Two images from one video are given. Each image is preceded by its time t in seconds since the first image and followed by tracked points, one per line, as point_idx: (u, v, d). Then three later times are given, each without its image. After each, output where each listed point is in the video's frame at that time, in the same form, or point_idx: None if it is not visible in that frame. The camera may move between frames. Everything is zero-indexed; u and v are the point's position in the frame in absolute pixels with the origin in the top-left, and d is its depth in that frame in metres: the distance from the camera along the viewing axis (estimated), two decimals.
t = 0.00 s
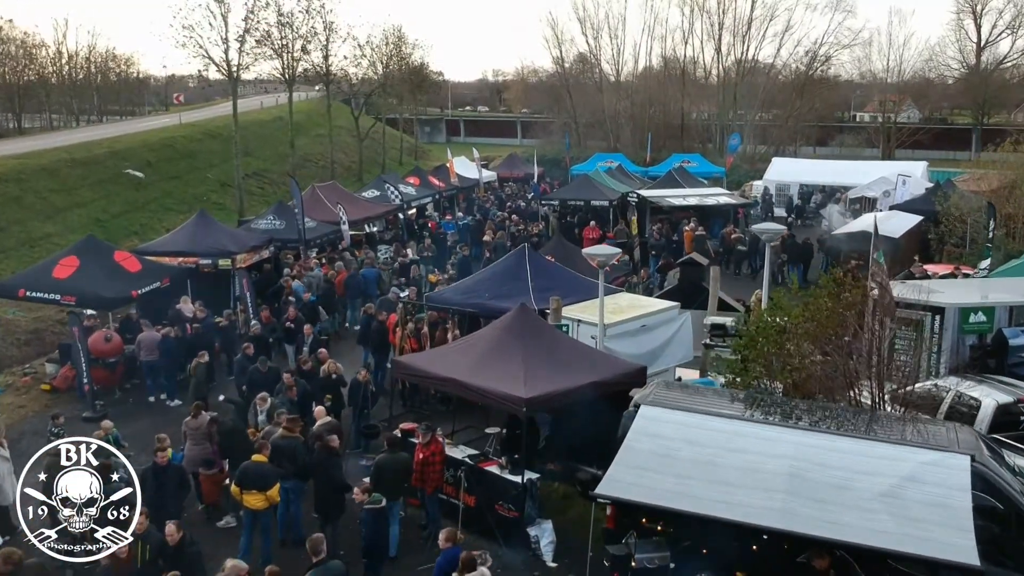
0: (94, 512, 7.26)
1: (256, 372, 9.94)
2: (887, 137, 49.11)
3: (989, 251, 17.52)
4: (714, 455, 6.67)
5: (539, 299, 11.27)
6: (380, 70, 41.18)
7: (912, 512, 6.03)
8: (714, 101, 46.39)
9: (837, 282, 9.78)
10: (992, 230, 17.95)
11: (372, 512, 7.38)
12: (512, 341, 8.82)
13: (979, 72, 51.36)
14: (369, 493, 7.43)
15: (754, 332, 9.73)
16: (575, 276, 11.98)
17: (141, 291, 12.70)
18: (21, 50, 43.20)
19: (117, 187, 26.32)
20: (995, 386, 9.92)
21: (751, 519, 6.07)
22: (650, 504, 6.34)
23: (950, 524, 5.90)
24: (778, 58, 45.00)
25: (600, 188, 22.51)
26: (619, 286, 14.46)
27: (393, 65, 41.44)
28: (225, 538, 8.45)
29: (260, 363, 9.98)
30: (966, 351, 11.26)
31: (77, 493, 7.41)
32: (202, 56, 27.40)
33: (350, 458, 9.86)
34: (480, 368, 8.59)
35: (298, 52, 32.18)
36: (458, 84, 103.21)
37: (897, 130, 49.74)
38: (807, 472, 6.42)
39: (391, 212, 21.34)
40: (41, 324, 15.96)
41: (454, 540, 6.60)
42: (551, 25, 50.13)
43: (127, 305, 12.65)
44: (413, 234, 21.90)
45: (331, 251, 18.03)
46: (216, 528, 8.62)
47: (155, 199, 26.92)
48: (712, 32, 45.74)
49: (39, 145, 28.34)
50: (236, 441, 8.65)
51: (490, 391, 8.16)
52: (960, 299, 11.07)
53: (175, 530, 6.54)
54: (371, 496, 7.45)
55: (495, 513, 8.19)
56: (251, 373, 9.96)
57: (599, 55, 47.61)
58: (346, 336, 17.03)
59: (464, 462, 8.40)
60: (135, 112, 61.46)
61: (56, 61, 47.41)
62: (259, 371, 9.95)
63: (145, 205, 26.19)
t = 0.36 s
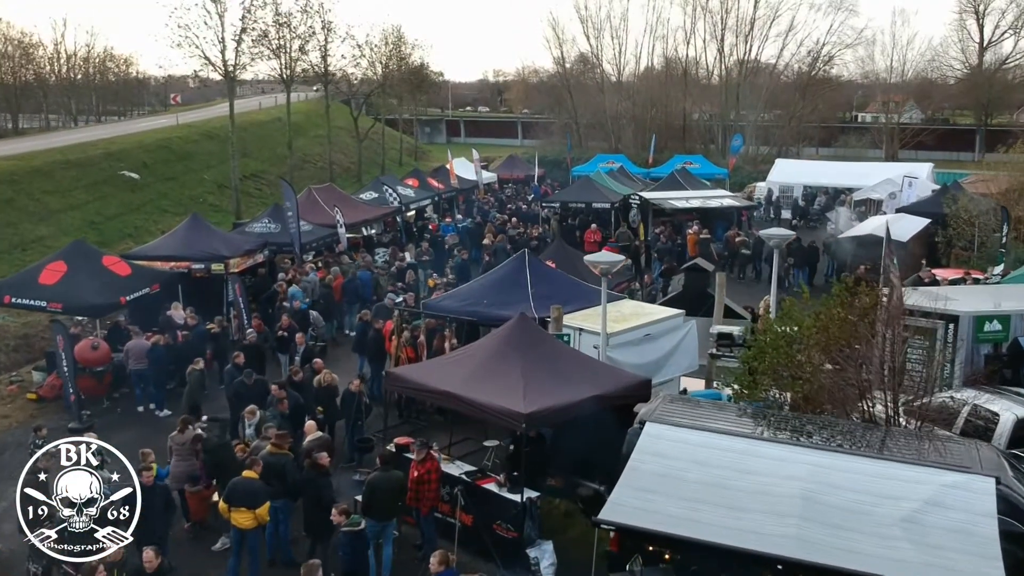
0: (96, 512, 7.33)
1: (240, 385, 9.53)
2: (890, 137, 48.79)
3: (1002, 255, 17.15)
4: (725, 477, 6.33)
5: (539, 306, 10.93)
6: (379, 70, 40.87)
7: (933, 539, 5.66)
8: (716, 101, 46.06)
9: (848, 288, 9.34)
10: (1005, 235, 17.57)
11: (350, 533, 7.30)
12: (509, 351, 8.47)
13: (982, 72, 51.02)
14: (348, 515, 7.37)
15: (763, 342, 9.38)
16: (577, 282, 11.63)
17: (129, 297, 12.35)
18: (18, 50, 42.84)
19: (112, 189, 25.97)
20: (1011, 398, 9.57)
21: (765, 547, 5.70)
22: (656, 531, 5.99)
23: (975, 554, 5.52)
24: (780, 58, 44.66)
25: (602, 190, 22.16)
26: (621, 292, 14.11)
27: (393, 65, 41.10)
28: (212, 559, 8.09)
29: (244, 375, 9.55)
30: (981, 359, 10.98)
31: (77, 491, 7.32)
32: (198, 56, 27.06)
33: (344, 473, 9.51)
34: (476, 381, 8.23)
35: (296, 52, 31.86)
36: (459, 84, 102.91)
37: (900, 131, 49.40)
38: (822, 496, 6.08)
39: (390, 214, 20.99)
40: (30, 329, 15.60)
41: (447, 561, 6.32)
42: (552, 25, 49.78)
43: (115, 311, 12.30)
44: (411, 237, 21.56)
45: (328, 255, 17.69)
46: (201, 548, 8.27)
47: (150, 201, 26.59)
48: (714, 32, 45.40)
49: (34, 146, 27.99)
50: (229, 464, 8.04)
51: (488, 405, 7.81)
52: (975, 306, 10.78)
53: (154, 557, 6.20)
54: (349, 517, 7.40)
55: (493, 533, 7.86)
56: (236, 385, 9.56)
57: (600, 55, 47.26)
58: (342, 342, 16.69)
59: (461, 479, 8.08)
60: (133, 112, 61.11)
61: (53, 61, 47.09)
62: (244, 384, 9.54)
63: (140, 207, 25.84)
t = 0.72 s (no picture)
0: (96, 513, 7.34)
1: (225, 400, 9.28)
2: (893, 139, 48.42)
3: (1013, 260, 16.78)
4: (736, 502, 5.99)
5: (540, 314, 10.57)
6: (378, 71, 40.58)
7: (957, 570, 5.28)
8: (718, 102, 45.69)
9: (861, 297, 8.95)
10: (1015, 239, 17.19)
11: (326, 557, 6.79)
12: (506, 363, 8.12)
13: (986, 73, 50.64)
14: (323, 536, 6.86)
15: (773, 354, 8.96)
16: (578, 289, 11.28)
17: (118, 304, 12.02)
18: (15, 51, 42.48)
19: (106, 191, 25.61)
20: None
21: None
22: (662, 561, 5.63)
23: None
24: (782, 59, 44.28)
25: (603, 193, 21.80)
26: (624, 300, 13.75)
27: (392, 65, 40.74)
28: None
29: (229, 388, 9.31)
30: (996, 370, 10.67)
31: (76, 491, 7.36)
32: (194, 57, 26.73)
33: (337, 490, 9.17)
34: (472, 395, 7.88)
35: (294, 53, 31.51)
36: (459, 85, 102.56)
37: (903, 132, 49.02)
38: (840, 523, 5.72)
39: (388, 217, 20.64)
40: (19, 336, 15.25)
41: None
42: (552, 25, 49.42)
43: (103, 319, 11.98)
44: (410, 241, 21.19)
45: (323, 259, 17.34)
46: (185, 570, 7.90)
47: (145, 203, 26.23)
48: (716, 32, 45.03)
49: (28, 148, 27.64)
50: (212, 483, 7.72)
51: (485, 421, 7.46)
52: (990, 315, 10.49)
53: None
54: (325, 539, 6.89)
55: (491, 555, 7.57)
56: (220, 400, 9.31)
57: (601, 56, 46.90)
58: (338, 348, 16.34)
59: (457, 499, 7.77)
60: (132, 113, 60.82)
61: (50, 62, 46.77)
62: (229, 398, 9.29)
63: (135, 210, 25.48)
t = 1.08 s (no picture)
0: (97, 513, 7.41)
1: (211, 413, 9.03)
2: (896, 139, 48.10)
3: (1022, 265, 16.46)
4: (745, 530, 5.66)
5: (539, 323, 10.24)
6: (376, 71, 40.31)
7: None
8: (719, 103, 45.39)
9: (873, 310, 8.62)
10: None
11: None
12: (504, 378, 7.79)
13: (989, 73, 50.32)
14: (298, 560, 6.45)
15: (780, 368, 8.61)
16: (579, 296, 10.95)
17: (105, 312, 11.68)
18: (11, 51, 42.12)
19: (101, 193, 25.30)
20: None
21: None
22: None
23: None
24: (784, 59, 43.94)
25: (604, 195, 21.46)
26: (626, 306, 13.42)
27: (391, 66, 40.41)
28: None
29: (215, 401, 9.06)
30: (1010, 381, 10.35)
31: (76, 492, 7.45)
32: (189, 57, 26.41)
33: (328, 508, 8.84)
34: (468, 411, 7.55)
35: (291, 53, 31.19)
36: (459, 85, 102.23)
37: (906, 133, 48.69)
38: (857, 553, 5.38)
39: (385, 220, 20.31)
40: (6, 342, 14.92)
41: None
42: (552, 25, 49.07)
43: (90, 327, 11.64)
44: (407, 244, 20.86)
45: (319, 263, 17.01)
46: None
47: (140, 204, 25.93)
48: (718, 32, 44.69)
49: (22, 149, 27.33)
50: (191, 503, 7.52)
51: (480, 439, 7.13)
52: (1004, 325, 10.17)
53: None
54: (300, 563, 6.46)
55: None
56: (207, 414, 9.06)
57: (601, 56, 46.54)
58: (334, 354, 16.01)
59: (452, 519, 7.45)
60: (130, 114, 60.53)
61: (47, 62, 46.48)
62: (215, 411, 9.05)
63: (129, 212, 25.15)
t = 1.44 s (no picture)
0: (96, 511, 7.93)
1: (198, 428, 8.70)
2: (898, 141, 47.78)
3: None
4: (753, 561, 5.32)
5: (537, 333, 9.92)
6: (375, 72, 40.04)
7: None
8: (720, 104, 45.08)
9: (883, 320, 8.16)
10: None
11: None
12: (500, 392, 7.46)
13: (990, 74, 50.05)
14: None
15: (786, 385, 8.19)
16: (579, 305, 10.62)
17: (91, 321, 11.37)
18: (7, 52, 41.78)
19: (95, 196, 24.97)
20: None
21: None
22: None
23: None
24: (786, 59, 43.62)
25: (605, 198, 21.12)
26: (626, 315, 13.08)
27: (390, 66, 40.18)
28: None
29: (201, 416, 8.73)
30: None
31: (77, 491, 8.02)
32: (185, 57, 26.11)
33: (318, 528, 8.50)
34: (462, 429, 7.20)
35: (288, 53, 30.88)
36: (460, 86, 102.01)
37: (908, 134, 48.38)
38: None
39: (381, 224, 19.97)
40: None
41: None
42: (552, 25, 48.72)
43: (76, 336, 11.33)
44: (404, 248, 20.54)
45: (314, 269, 16.70)
46: None
47: (134, 207, 25.60)
48: (719, 33, 44.39)
49: (15, 151, 27.02)
50: (171, 526, 7.15)
51: (474, 459, 6.81)
52: (1018, 335, 9.84)
53: None
54: None
55: None
56: (193, 429, 8.72)
57: (601, 56, 46.18)
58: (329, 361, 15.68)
59: (445, 543, 7.13)
60: (128, 115, 60.19)
61: (43, 63, 46.16)
62: (201, 426, 8.71)
63: (123, 215, 24.83)
